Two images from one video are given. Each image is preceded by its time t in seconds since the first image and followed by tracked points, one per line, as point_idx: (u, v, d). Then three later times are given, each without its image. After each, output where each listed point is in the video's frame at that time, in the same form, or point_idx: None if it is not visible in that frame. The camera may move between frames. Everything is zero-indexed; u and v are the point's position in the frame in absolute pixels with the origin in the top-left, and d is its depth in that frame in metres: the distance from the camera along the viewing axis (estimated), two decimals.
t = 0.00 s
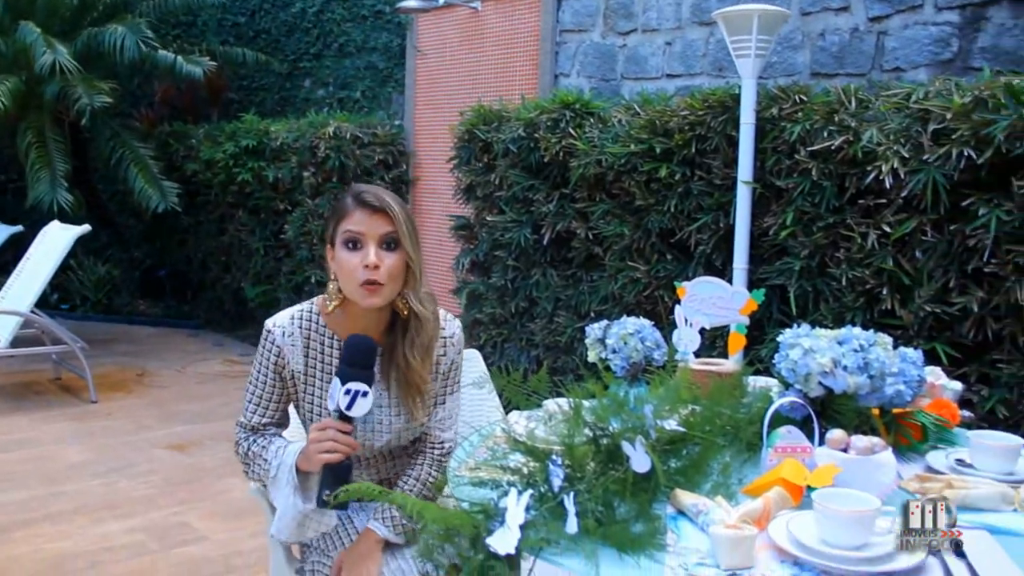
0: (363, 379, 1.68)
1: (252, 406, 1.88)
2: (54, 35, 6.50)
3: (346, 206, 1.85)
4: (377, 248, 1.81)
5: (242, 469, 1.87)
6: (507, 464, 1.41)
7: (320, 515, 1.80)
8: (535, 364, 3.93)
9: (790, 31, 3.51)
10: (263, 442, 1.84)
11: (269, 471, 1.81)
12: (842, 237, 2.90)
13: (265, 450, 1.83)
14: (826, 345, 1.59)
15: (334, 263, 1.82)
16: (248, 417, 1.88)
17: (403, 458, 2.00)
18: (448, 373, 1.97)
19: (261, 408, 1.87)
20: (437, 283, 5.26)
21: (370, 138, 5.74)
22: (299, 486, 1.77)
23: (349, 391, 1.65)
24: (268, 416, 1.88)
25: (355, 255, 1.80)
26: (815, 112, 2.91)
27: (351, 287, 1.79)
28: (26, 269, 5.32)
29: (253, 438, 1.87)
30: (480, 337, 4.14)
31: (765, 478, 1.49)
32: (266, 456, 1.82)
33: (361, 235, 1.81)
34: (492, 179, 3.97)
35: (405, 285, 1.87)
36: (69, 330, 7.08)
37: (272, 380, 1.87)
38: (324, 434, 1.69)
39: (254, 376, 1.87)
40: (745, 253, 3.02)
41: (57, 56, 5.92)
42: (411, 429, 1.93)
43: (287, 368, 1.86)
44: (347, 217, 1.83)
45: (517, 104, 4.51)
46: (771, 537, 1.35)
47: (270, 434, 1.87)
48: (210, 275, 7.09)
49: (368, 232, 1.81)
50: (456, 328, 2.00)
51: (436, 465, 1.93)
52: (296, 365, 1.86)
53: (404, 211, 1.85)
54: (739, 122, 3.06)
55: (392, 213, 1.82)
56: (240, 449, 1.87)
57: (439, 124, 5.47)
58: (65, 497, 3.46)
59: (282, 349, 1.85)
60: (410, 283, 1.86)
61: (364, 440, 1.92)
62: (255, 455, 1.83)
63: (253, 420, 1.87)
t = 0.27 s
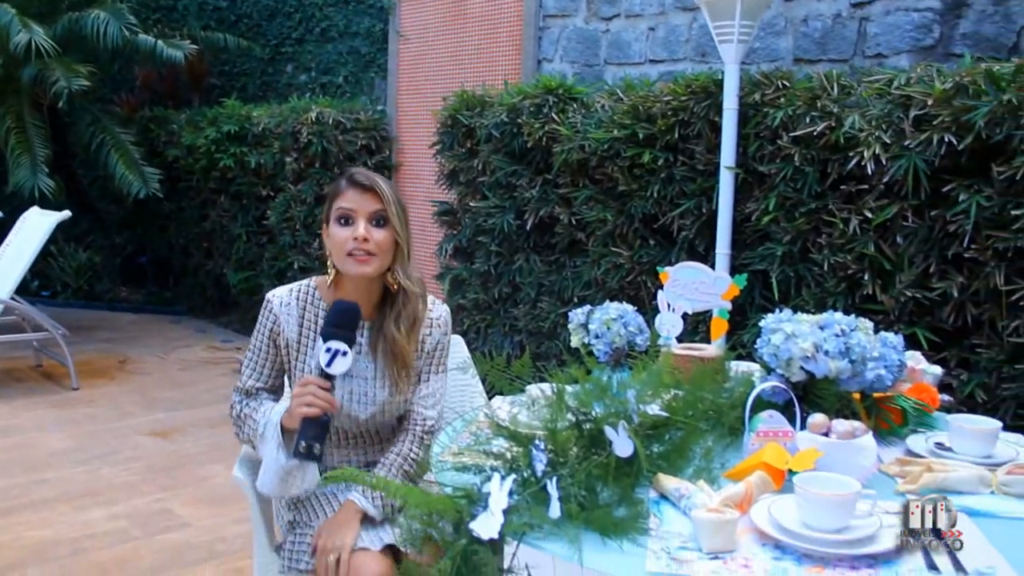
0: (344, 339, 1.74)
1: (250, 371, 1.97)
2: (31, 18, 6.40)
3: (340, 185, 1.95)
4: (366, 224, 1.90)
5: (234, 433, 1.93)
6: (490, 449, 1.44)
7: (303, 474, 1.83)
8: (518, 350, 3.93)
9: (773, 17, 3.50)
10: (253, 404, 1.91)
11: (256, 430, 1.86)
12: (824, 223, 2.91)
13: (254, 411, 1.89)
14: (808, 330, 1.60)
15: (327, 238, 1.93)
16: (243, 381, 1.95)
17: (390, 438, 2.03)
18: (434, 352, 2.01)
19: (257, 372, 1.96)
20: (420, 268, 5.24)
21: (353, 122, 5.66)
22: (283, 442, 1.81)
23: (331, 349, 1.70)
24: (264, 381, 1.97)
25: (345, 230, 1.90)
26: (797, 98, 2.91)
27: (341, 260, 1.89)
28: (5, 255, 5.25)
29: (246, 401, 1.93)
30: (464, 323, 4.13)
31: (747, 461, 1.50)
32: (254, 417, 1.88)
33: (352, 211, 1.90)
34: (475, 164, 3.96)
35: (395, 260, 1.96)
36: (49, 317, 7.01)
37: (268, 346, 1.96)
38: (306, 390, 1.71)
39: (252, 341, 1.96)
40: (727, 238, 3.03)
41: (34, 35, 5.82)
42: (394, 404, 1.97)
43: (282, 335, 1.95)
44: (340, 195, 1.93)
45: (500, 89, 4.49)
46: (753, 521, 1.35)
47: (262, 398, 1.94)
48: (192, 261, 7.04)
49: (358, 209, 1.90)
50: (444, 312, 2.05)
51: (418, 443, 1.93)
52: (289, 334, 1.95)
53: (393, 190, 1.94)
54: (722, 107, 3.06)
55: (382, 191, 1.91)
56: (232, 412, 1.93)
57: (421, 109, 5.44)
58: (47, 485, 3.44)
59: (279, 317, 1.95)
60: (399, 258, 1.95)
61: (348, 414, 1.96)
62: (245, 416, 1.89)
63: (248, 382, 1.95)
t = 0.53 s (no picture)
0: (335, 300, 1.83)
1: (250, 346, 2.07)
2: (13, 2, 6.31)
3: (344, 167, 2.05)
4: (366, 206, 2.02)
5: (234, 403, 2.00)
6: (476, 435, 1.46)
7: (308, 428, 1.94)
8: (505, 336, 3.93)
9: (760, 3, 3.49)
10: (253, 372, 1.98)
11: (256, 396, 1.93)
12: (810, 209, 2.92)
13: (254, 378, 1.97)
14: (793, 316, 1.61)
15: (328, 217, 2.05)
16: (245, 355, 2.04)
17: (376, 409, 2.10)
18: (422, 325, 2.11)
19: (258, 344, 2.05)
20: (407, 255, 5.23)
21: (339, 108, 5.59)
22: (283, 403, 1.90)
23: (321, 308, 1.81)
24: (263, 352, 2.06)
25: (346, 210, 2.02)
26: (784, 84, 2.91)
27: (340, 237, 2.01)
28: None
29: (246, 370, 2.01)
30: (450, 309, 4.12)
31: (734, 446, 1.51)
32: (254, 384, 1.95)
33: (354, 193, 2.02)
34: (462, 150, 3.94)
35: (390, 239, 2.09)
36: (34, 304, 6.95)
37: (268, 320, 2.06)
38: (300, 347, 1.80)
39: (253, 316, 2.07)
40: (713, 224, 3.03)
41: (17, 19, 5.75)
42: (382, 372, 2.07)
43: (281, 307, 2.05)
44: (344, 177, 2.04)
45: (486, 75, 4.47)
46: (739, 507, 1.36)
47: (261, 367, 2.02)
48: (178, 248, 6.99)
49: (360, 192, 2.02)
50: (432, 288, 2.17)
51: (405, 405, 2.02)
52: (287, 305, 2.05)
53: (394, 175, 2.06)
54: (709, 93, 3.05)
55: (383, 176, 2.03)
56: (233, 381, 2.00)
57: (407, 94, 5.41)
58: (32, 473, 3.41)
59: (277, 290, 2.06)
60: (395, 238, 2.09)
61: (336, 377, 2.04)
62: (245, 384, 1.96)
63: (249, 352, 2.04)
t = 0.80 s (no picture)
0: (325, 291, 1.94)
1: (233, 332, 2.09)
2: None
3: (342, 171, 2.11)
4: (357, 216, 2.09)
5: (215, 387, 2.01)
6: (461, 425, 1.47)
7: (287, 416, 2.01)
8: (490, 326, 3.92)
9: None
10: (236, 357, 2.01)
11: (240, 380, 1.96)
12: (795, 198, 2.93)
13: (238, 364, 2.00)
14: (778, 305, 1.61)
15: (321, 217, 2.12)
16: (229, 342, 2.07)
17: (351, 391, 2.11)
18: (399, 310, 2.13)
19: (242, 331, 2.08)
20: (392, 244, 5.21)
21: (324, 98, 5.55)
22: (267, 388, 1.94)
23: (313, 298, 1.91)
24: (246, 338, 2.08)
25: (337, 216, 2.09)
26: (768, 74, 2.92)
27: (327, 241, 2.09)
28: None
29: (231, 356, 2.03)
30: (436, 299, 4.12)
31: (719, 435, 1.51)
32: (238, 369, 1.98)
33: (347, 201, 2.08)
34: (447, 139, 3.93)
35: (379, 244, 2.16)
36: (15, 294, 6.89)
37: (251, 308, 2.09)
38: (290, 334, 1.88)
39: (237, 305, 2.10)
40: (698, 214, 3.04)
41: None
42: (356, 351, 2.09)
43: (265, 295, 2.09)
44: (339, 182, 2.10)
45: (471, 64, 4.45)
46: (723, 494, 1.37)
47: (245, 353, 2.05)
48: (162, 238, 6.95)
49: (353, 201, 2.08)
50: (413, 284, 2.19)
51: (375, 377, 2.03)
52: (271, 292, 2.09)
53: (389, 186, 2.11)
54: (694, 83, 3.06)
55: (378, 189, 2.08)
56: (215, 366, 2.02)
57: (392, 83, 5.38)
58: (15, 464, 3.39)
59: (262, 279, 2.10)
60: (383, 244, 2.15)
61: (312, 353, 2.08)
62: (229, 368, 1.99)
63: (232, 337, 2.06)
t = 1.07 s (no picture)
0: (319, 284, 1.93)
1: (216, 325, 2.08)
2: None
3: (315, 154, 2.12)
4: (336, 195, 2.08)
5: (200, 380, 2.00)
6: (447, 412, 1.48)
7: (279, 408, 2.00)
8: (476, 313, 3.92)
9: None
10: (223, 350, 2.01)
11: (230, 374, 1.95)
12: (780, 185, 2.94)
13: (225, 357, 1.99)
14: (762, 292, 1.62)
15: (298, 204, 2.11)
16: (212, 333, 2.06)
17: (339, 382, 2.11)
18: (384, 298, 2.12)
19: (225, 321, 2.06)
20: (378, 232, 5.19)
21: (308, 84, 5.51)
22: (260, 382, 1.93)
23: (308, 292, 1.91)
24: (231, 331, 2.07)
25: (316, 198, 2.08)
26: (754, 61, 2.92)
27: (308, 223, 2.08)
28: None
29: (214, 348, 2.02)
30: (422, 287, 4.11)
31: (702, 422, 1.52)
32: (226, 363, 1.98)
33: (324, 181, 2.08)
34: (433, 127, 3.92)
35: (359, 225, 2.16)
36: None
37: (235, 298, 2.08)
38: (285, 328, 1.85)
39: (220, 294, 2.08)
40: (682, 203, 3.07)
41: None
42: (344, 341, 2.08)
43: (248, 287, 2.08)
44: (315, 164, 2.10)
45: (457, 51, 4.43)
46: (708, 481, 1.38)
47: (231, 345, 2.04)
48: (145, 226, 6.89)
49: (330, 180, 2.08)
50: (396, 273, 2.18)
51: (363, 369, 2.02)
52: (255, 284, 2.08)
53: (362, 162, 2.12)
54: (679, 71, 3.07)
55: (352, 165, 2.09)
56: (201, 360, 2.01)
57: (376, 70, 5.35)
58: None
59: (245, 270, 2.09)
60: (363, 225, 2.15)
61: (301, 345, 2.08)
62: (217, 362, 1.98)
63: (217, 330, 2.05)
